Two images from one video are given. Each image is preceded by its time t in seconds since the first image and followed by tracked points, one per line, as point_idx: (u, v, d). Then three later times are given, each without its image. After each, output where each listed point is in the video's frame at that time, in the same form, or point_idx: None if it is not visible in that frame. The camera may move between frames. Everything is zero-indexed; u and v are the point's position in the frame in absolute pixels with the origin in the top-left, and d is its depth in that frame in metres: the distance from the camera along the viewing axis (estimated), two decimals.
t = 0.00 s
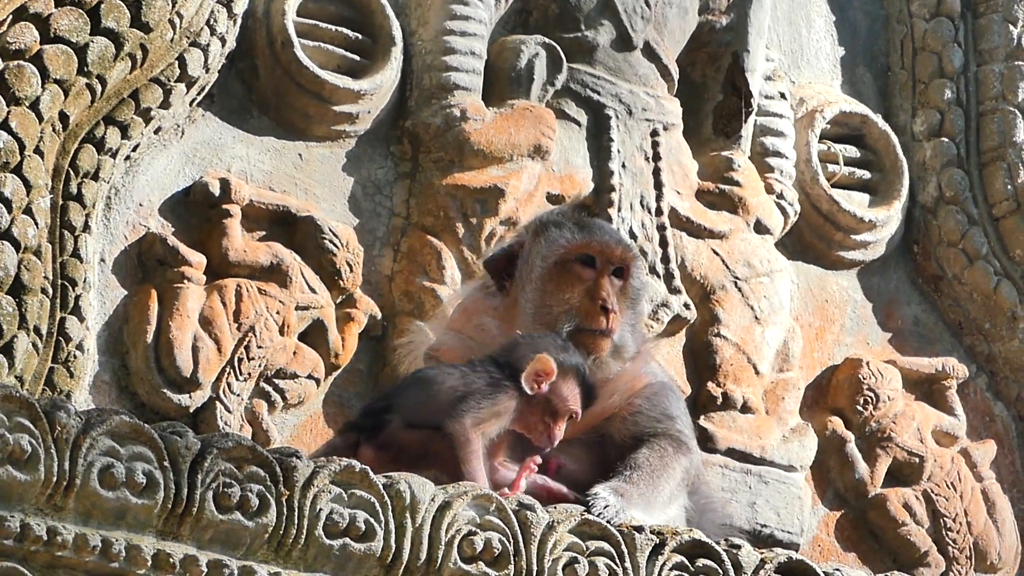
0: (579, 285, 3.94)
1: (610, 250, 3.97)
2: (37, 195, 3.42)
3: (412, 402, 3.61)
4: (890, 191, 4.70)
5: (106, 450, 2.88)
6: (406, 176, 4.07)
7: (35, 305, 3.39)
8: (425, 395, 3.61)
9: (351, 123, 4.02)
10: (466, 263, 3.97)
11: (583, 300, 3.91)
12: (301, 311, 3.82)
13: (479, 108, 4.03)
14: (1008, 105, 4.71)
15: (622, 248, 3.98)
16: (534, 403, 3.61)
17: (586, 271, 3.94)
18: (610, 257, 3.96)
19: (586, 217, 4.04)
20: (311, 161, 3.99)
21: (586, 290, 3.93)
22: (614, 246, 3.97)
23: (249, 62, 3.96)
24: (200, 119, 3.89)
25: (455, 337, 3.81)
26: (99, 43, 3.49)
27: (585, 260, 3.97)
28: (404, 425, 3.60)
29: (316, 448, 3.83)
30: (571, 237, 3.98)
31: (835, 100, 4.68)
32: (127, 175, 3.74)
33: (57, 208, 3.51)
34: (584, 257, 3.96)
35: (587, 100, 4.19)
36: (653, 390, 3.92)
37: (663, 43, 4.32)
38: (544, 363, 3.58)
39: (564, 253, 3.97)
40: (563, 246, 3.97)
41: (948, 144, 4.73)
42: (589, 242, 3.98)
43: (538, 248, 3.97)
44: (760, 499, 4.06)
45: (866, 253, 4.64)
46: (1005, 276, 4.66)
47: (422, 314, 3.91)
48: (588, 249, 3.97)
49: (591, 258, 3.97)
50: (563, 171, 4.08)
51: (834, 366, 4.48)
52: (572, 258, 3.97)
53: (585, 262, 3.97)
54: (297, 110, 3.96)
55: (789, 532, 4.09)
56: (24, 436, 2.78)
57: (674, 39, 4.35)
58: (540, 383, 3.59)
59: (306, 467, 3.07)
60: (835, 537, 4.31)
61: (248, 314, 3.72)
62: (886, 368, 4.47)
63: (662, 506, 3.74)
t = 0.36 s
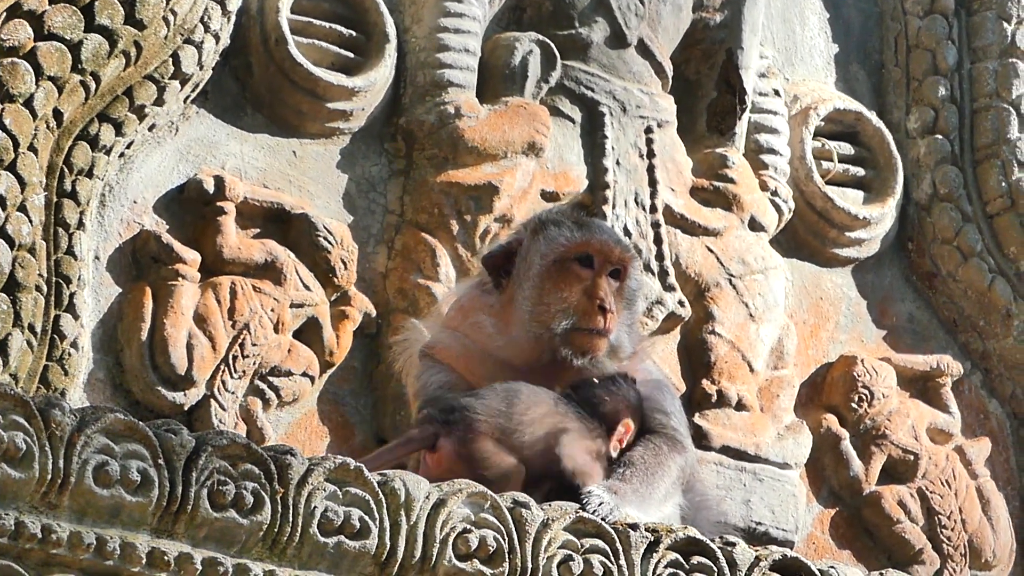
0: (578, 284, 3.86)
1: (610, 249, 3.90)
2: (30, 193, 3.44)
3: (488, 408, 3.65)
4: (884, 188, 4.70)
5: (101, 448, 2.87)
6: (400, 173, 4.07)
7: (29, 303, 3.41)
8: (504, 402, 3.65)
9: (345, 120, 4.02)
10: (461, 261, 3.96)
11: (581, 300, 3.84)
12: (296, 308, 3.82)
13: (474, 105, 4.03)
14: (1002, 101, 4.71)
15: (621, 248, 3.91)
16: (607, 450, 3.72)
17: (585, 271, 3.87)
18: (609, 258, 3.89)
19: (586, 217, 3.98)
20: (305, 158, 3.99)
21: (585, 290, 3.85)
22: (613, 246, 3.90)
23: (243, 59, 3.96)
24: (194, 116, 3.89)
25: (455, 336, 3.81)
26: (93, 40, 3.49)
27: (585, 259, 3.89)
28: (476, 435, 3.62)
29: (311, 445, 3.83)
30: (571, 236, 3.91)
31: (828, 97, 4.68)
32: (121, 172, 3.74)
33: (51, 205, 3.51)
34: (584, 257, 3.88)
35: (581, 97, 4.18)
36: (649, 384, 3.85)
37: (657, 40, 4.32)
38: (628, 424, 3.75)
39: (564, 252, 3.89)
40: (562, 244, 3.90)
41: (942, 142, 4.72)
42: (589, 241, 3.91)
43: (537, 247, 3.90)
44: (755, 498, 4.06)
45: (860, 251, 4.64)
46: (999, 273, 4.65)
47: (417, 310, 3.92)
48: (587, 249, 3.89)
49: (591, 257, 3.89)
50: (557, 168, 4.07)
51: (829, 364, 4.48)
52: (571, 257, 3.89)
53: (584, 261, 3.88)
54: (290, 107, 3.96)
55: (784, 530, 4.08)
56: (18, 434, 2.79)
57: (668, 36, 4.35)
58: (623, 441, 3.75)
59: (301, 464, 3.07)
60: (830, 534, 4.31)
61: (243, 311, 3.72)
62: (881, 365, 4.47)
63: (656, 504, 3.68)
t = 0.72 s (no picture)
0: (556, 293, 3.83)
1: (591, 258, 3.83)
2: (21, 186, 3.44)
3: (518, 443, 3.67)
4: (875, 183, 4.69)
5: (91, 442, 2.87)
6: (391, 167, 4.06)
7: (19, 296, 3.41)
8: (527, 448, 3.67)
9: (336, 114, 4.01)
10: (451, 255, 3.97)
11: (559, 310, 3.82)
12: (286, 303, 3.81)
13: (464, 99, 4.03)
14: (994, 95, 4.71)
15: (603, 256, 3.83)
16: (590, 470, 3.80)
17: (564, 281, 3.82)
18: (589, 267, 3.83)
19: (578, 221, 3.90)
20: (295, 151, 3.98)
21: (562, 299, 3.83)
22: (594, 255, 3.83)
23: (233, 53, 3.95)
24: (185, 109, 3.89)
25: (445, 332, 3.85)
26: (83, 34, 3.49)
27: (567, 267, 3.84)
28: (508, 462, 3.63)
29: (301, 439, 3.82)
30: (552, 242, 3.85)
31: (820, 92, 4.68)
32: (112, 166, 3.74)
33: (41, 199, 3.51)
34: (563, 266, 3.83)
35: (572, 92, 4.18)
36: (638, 384, 3.91)
37: (649, 34, 4.31)
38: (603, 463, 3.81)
39: (544, 259, 3.85)
40: (544, 250, 3.85)
41: (933, 135, 4.72)
42: (571, 248, 3.84)
43: (520, 251, 3.87)
44: (745, 493, 4.05)
45: (851, 245, 4.63)
46: (990, 266, 4.65)
47: (408, 305, 3.92)
48: (568, 257, 3.84)
49: (571, 265, 3.84)
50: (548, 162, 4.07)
51: (819, 358, 4.47)
52: (551, 264, 3.84)
53: (565, 269, 3.83)
54: (281, 100, 3.96)
55: (774, 525, 4.09)
56: (9, 429, 2.79)
57: (659, 31, 4.34)
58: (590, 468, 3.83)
59: (291, 458, 3.06)
60: (820, 530, 4.30)
61: (233, 304, 3.72)
62: (872, 359, 4.46)
63: (648, 499, 3.77)
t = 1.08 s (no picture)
0: (505, 299, 3.81)
1: (538, 264, 3.79)
2: (10, 180, 3.44)
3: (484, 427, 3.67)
4: (863, 175, 4.70)
5: (80, 435, 2.88)
6: (379, 161, 4.07)
7: (7, 290, 3.41)
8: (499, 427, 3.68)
9: (324, 108, 4.01)
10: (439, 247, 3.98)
11: (508, 315, 3.80)
12: (275, 296, 3.82)
13: (453, 92, 4.03)
14: (982, 88, 4.70)
15: (549, 261, 3.78)
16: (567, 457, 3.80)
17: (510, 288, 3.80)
18: (534, 274, 3.79)
19: (533, 222, 3.82)
20: (284, 145, 3.99)
21: (512, 304, 3.81)
22: (538, 262, 3.79)
23: (222, 47, 3.95)
24: (174, 103, 3.89)
25: (421, 328, 3.86)
26: (72, 28, 3.48)
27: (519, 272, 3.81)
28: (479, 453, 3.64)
29: (290, 432, 3.83)
30: (498, 248, 3.81)
31: (808, 83, 4.68)
32: (101, 159, 3.73)
33: (30, 193, 3.51)
34: (507, 274, 3.79)
35: (561, 85, 4.18)
36: (624, 376, 3.94)
37: (637, 27, 4.32)
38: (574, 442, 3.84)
39: (492, 265, 3.82)
40: (496, 255, 3.82)
41: (921, 129, 4.72)
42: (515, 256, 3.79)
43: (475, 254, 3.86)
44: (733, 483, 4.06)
45: (839, 238, 4.64)
46: (978, 260, 4.65)
47: (396, 298, 3.94)
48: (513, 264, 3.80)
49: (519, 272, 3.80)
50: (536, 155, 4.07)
51: (807, 350, 4.48)
52: (502, 270, 3.81)
53: (510, 276, 3.80)
54: (270, 95, 3.96)
55: (763, 517, 4.10)
56: None
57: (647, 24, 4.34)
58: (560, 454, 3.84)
59: (280, 451, 3.07)
60: (809, 521, 4.32)
61: (222, 298, 3.72)
62: (861, 352, 4.47)
63: (637, 490, 3.77)
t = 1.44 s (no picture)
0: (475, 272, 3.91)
1: (506, 234, 3.89)
2: None
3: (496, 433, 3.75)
4: (850, 168, 4.70)
5: (67, 428, 2.92)
6: (368, 153, 4.07)
7: None
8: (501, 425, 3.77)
9: (312, 101, 4.01)
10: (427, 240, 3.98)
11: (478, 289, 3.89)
12: (263, 288, 3.82)
13: (440, 85, 4.02)
14: (970, 81, 4.69)
15: (515, 230, 3.89)
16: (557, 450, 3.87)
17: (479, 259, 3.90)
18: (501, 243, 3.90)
19: (504, 198, 3.91)
20: (271, 138, 3.99)
21: (481, 276, 3.90)
22: (504, 231, 3.89)
23: (210, 39, 3.95)
24: (162, 96, 3.89)
25: (410, 321, 3.90)
26: (59, 20, 3.50)
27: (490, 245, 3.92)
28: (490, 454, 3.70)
29: (278, 426, 3.82)
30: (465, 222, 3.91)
31: (795, 77, 4.68)
32: (89, 152, 3.73)
33: (18, 184, 3.51)
34: (475, 246, 3.90)
35: (548, 77, 4.18)
36: (611, 369, 3.97)
37: (624, 20, 4.32)
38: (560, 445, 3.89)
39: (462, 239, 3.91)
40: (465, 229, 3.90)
41: (908, 122, 4.72)
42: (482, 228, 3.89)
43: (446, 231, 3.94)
44: (721, 477, 4.07)
45: (827, 231, 4.63)
46: (966, 252, 4.65)
47: (383, 290, 3.96)
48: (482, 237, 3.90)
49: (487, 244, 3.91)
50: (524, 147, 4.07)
51: (796, 344, 4.47)
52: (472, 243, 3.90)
53: (479, 248, 3.90)
54: (257, 87, 3.95)
55: (750, 510, 4.11)
56: None
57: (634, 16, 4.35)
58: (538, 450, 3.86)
59: (268, 444, 3.11)
60: (798, 514, 4.31)
61: (210, 291, 3.72)
62: (848, 345, 4.47)
63: (624, 484, 3.80)
